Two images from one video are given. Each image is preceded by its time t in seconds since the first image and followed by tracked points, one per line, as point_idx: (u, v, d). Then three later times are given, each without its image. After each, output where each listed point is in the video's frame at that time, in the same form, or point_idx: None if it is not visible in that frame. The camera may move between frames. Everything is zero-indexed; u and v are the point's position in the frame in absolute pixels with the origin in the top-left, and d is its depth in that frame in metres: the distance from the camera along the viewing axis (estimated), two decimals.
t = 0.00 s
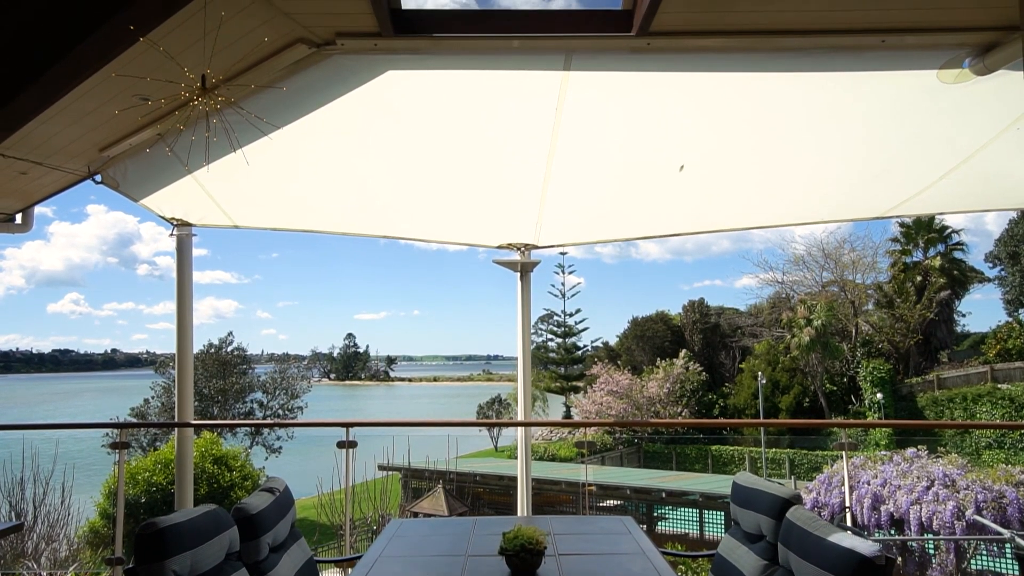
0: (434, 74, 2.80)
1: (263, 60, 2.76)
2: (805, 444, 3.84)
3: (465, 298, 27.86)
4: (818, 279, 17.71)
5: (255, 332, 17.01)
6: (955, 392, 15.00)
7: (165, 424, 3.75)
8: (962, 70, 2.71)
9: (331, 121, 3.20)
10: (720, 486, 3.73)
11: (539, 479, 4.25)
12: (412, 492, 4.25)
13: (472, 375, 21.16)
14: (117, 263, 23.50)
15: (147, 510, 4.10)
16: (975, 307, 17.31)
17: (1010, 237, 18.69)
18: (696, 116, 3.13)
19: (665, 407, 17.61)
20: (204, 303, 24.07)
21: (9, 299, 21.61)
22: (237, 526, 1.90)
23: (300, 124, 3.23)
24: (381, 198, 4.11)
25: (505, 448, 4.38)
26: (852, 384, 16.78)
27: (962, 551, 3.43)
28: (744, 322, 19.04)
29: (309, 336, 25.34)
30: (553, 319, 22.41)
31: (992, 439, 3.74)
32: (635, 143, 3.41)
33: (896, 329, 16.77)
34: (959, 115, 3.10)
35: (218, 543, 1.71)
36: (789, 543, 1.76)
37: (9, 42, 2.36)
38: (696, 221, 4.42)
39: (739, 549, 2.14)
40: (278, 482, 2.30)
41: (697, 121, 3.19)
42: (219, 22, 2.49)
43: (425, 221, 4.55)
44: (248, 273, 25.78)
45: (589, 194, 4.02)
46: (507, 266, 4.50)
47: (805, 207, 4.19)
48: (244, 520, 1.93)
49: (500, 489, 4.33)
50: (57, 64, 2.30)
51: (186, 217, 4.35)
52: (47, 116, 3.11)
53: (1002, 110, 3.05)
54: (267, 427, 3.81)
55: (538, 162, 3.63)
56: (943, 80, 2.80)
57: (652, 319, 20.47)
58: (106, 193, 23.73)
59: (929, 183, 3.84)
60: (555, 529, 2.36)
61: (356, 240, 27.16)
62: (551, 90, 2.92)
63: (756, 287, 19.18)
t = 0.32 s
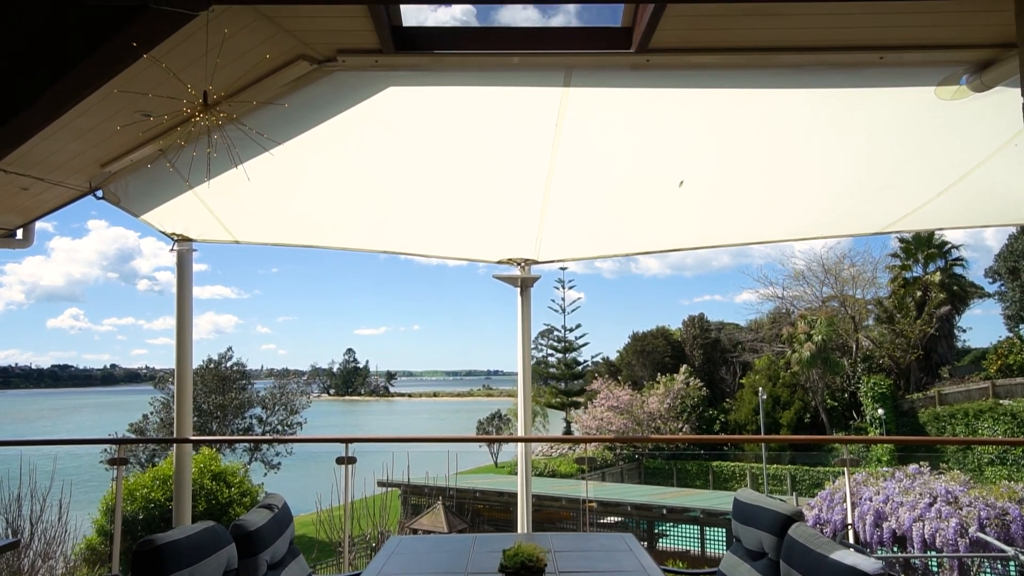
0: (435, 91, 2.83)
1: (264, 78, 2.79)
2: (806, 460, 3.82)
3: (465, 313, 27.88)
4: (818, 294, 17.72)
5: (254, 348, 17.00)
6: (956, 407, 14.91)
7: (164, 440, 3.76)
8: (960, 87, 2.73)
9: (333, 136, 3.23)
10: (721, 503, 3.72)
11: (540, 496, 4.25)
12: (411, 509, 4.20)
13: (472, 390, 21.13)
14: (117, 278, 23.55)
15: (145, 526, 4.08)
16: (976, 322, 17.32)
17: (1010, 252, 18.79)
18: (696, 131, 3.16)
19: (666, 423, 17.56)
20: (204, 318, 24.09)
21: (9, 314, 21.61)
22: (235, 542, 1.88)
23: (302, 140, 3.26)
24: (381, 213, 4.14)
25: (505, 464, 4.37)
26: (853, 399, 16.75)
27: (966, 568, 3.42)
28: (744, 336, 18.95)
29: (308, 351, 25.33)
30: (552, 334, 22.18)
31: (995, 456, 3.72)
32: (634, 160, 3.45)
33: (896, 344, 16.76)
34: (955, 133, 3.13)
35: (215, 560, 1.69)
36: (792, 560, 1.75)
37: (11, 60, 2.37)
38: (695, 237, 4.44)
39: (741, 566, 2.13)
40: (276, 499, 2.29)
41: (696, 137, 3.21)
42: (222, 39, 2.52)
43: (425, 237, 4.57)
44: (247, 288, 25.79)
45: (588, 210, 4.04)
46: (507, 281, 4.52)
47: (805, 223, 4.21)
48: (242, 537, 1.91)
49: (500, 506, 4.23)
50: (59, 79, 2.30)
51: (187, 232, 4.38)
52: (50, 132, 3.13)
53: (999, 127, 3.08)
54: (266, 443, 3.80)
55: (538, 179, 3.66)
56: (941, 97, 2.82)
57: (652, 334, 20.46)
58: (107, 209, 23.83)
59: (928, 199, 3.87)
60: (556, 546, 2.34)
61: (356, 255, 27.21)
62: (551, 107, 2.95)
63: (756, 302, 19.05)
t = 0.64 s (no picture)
0: (436, 108, 2.86)
1: (266, 94, 2.82)
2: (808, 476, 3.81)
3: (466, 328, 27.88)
4: (818, 309, 17.65)
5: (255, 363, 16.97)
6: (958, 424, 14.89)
7: (163, 455, 3.74)
8: (958, 104, 2.76)
9: (334, 152, 3.25)
10: (723, 518, 3.70)
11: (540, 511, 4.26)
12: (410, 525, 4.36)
13: (472, 406, 21.08)
14: (117, 293, 23.62)
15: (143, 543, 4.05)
16: (976, 338, 17.32)
17: (1010, 268, 18.95)
18: (695, 146, 3.18)
19: (667, 438, 17.49)
20: (204, 333, 24.08)
21: (9, 330, 21.62)
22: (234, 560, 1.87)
23: (301, 157, 3.29)
24: (382, 229, 4.16)
25: (506, 480, 4.35)
26: (855, 415, 16.68)
27: None
28: (743, 352, 19.26)
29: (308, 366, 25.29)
30: (553, 349, 22.06)
31: (997, 472, 3.66)
32: (633, 176, 3.47)
33: (897, 359, 16.74)
34: (952, 149, 3.16)
35: None
36: None
37: (14, 79, 2.39)
38: (695, 251, 4.46)
39: None
40: (275, 515, 2.28)
41: (696, 153, 3.24)
42: (225, 56, 2.54)
43: (425, 252, 4.59)
44: (247, 303, 25.80)
45: (588, 224, 4.05)
46: (508, 297, 4.53)
47: (805, 239, 4.23)
48: (241, 555, 1.90)
49: (500, 522, 4.29)
50: (63, 95, 2.32)
51: (187, 247, 4.40)
52: (52, 148, 3.15)
53: (997, 143, 3.10)
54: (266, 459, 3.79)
55: (538, 194, 3.68)
56: (939, 113, 2.84)
57: (652, 349, 20.43)
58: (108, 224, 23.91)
59: (927, 215, 3.88)
60: (556, 563, 2.33)
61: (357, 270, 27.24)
62: (553, 122, 2.98)
63: (756, 317, 19.01)
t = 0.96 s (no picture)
0: (437, 123, 2.89)
1: (268, 110, 2.84)
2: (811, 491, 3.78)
3: (467, 343, 27.82)
4: (819, 324, 17.59)
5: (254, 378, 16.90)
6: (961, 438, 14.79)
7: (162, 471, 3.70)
8: (956, 119, 2.78)
9: (336, 167, 3.27)
10: (725, 534, 3.68)
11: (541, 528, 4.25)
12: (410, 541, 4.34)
13: (473, 421, 20.98)
14: (117, 308, 23.62)
15: (140, 561, 4.02)
16: (977, 353, 17.28)
17: (1010, 282, 18.99)
18: (695, 161, 3.20)
19: (668, 454, 17.36)
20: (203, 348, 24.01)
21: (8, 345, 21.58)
22: None
23: (303, 172, 3.31)
24: (382, 244, 4.17)
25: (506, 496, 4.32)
26: (857, 431, 16.57)
27: None
28: (744, 367, 19.16)
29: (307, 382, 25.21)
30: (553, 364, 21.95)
31: (1000, 489, 3.59)
32: (633, 192, 3.50)
33: (898, 374, 16.71)
34: (951, 165, 3.18)
35: None
36: None
37: (16, 96, 2.41)
38: (696, 267, 4.47)
39: None
40: (274, 532, 2.27)
41: (696, 168, 3.26)
42: (227, 73, 2.58)
43: (426, 268, 4.60)
44: (247, 318, 25.73)
45: (587, 239, 4.07)
46: (508, 311, 4.53)
47: (805, 254, 4.24)
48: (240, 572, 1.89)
49: (500, 539, 4.32)
50: (65, 112, 2.35)
51: (188, 263, 4.41)
52: (53, 164, 3.18)
53: (996, 159, 3.12)
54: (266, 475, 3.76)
55: (538, 209, 3.69)
56: (938, 128, 2.87)
57: (653, 364, 20.35)
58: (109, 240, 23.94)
59: (927, 230, 3.90)
60: None
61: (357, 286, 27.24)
62: (554, 138, 3.00)
63: (757, 332, 18.97)
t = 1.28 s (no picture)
0: (439, 138, 2.90)
1: (269, 126, 2.87)
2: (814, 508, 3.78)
3: (466, 358, 27.77)
4: (820, 339, 17.47)
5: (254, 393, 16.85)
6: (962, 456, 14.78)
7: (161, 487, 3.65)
8: (954, 135, 2.80)
9: (336, 182, 3.28)
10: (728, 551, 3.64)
11: (542, 544, 4.27)
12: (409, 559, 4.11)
13: (472, 437, 20.86)
14: (118, 323, 23.62)
15: None
16: (979, 368, 17.24)
17: (1010, 298, 19.04)
18: (694, 176, 3.21)
19: (669, 470, 17.22)
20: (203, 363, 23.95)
21: (7, 361, 21.53)
22: None
23: (304, 186, 3.32)
24: (382, 259, 4.18)
25: (507, 513, 4.25)
26: (859, 447, 16.40)
27: None
28: (745, 382, 19.06)
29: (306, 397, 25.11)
30: (554, 380, 22.16)
31: (1002, 505, 3.60)
32: (632, 208, 3.52)
33: (900, 390, 16.66)
34: (949, 180, 3.19)
35: None
36: None
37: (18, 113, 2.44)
38: (696, 282, 4.47)
39: None
40: (272, 549, 2.26)
41: (695, 183, 3.27)
42: (228, 89, 2.60)
43: (425, 283, 4.61)
44: (247, 333, 25.69)
45: (586, 254, 4.08)
46: (508, 327, 4.53)
47: (804, 269, 4.25)
48: None
49: (500, 556, 4.21)
50: (67, 130, 2.37)
51: (188, 278, 4.41)
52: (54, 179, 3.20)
53: (993, 174, 3.14)
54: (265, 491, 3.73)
55: (538, 224, 3.71)
56: (936, 145, 2.89)
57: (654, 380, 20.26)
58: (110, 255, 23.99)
59: (927, 245, 3.91)
60: None
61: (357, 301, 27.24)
62: (554, 154, 3.02)
63: (757, 347, 18.91)
